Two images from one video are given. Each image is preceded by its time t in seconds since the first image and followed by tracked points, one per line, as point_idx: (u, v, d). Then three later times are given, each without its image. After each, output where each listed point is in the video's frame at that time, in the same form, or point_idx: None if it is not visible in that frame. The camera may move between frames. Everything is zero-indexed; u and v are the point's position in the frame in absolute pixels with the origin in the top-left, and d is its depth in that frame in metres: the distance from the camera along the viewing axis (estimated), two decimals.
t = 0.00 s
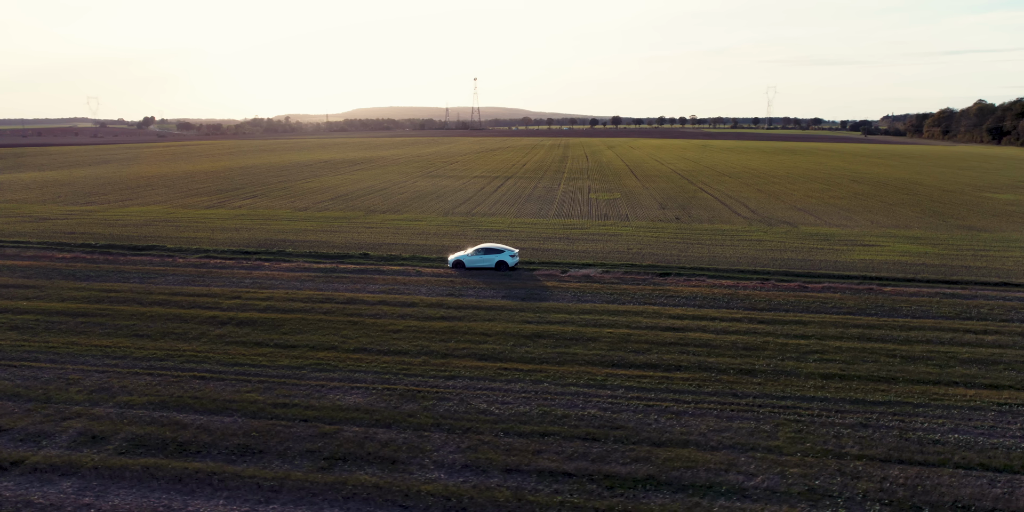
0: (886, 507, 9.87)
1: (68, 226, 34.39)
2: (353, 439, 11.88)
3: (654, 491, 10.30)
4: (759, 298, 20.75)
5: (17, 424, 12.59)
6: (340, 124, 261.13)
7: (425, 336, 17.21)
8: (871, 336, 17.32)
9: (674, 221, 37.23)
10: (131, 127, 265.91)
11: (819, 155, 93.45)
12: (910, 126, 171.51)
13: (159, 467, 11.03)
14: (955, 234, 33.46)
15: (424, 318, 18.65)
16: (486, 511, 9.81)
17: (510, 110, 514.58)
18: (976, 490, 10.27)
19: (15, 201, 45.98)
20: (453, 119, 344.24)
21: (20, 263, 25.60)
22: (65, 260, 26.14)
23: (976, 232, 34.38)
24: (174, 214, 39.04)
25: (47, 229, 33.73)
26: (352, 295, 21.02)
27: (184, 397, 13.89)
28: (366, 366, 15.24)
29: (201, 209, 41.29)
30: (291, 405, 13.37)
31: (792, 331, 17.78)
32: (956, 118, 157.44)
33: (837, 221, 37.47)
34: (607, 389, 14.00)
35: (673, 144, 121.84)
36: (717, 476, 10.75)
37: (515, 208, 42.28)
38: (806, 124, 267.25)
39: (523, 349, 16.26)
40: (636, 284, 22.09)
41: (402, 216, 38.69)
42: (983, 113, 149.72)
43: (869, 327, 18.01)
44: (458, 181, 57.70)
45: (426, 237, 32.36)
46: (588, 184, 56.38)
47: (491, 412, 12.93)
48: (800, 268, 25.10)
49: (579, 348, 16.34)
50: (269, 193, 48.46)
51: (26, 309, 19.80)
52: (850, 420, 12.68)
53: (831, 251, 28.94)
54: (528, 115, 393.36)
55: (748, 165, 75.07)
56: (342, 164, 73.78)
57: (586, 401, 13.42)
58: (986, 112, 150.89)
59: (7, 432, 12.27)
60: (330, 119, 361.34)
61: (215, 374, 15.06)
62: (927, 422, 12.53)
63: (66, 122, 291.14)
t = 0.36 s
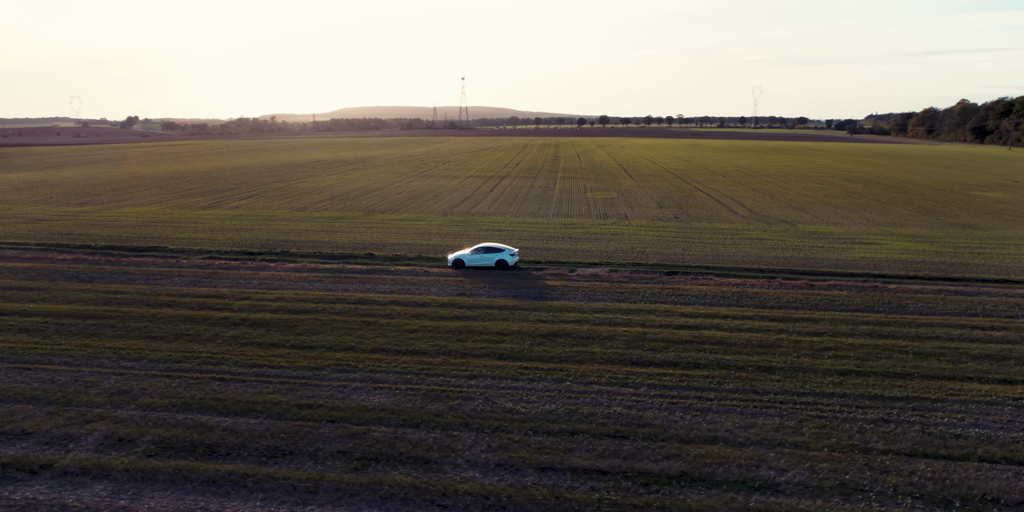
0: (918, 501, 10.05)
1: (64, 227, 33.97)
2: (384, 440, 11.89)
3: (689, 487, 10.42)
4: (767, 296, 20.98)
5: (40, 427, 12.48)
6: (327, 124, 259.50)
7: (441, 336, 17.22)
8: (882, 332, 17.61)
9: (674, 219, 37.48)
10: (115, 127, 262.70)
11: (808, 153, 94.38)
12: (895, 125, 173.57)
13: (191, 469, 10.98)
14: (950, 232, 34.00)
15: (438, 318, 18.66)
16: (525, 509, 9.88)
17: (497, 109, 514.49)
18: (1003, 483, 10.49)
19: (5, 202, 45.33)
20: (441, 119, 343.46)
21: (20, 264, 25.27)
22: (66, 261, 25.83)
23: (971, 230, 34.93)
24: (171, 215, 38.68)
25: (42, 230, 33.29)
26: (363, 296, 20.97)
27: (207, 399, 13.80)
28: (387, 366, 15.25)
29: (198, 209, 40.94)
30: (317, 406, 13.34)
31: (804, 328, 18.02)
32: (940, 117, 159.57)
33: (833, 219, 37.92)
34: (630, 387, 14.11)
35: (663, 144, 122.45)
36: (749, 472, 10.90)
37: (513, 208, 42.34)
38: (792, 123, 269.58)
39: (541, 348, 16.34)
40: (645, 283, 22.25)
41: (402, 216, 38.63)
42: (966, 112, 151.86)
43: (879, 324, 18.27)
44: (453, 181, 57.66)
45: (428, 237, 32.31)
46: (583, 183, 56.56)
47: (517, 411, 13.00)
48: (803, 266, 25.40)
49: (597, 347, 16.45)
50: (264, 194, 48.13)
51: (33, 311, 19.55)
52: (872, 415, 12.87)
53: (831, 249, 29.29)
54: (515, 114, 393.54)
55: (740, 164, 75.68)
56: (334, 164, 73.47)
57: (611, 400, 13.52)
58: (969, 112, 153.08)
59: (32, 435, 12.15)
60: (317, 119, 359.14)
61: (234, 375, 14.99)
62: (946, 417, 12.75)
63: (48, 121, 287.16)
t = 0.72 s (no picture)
0: (948, 494, 10.24)
1: (60, 229, 33.54)
2: (414, 439, 11.89)
3: (723, 483, 10.57)
4: (775, 293, 21.21)
5: (64, 430, 12.37)
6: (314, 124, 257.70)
7: (458, 336, 17.24)
8: (892, 329, 17.86)
9: (672, 218, 37.74)
10: (97, 127, 259.34)
11: (796, 152, 95.36)
12: (879, 124, 175.77)
13: (224, 470, 10.94)
14: (945, 230, 34.52)
15: (452, 318, 18.67)
16: (565, 506, 9.95)
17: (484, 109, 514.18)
18: None
19: None
20: (428, 118, 342.43)
21: (21, 266, 24.95)
22: (67, 263, 25.53)
23: (964, 228, 35.46)
24: (167, 216, 38.31)
25: (38, 232, 32.87)
26: (374, 296, 20.93)
27: (230, 401, 13.72)
28: (407, 366, 15.25)
29: (194, 210, 40.58)
30: (342, 406, 13.33)
31: (815, 325, 18.24)
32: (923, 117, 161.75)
33: (830, 217, 38.38)
34: (652, 385, 14.25)
35: (652, 143, 123.05)
36: (780, 467, 11.05)
37: (512, 207, 42.36)
38: (778, 123, 271.86)
39: (559, 347, 16.45)
40: (653, 282, 22.41)
41: (401, 216, 38.53)
42: (949, 112, 153.99)
43: (888, 320, 18.53)
44: (448, 180, 57.62)
45: (430, 237, 32.26)
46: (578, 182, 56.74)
47: (544, 410, 13.09)
48: (807, 264, 25.69)
49: (614, 345, 16.57)
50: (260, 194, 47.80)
51: (41, 313, 19.32)
52: (892, 411, 13.06)
53: (831, 248, 29.64)
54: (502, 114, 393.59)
55: (731, 162, 76.31)
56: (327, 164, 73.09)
57: (634, 398, 13.64)
58: (952, 111, 155.20)
59: (58, 439, 12.04)
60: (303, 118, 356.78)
61: (255, 377, 14.92)
62: (965, 411, 12.97)
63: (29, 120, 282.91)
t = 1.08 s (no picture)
0: (978, 486, 10.45)
1: (57, 230, 33.13)
2: (446, 439, 11.92)
3: (757, 478, 10.71)
4: (784, 291, 21.45)
5: (91, 433, 12.28)
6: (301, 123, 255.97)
7: (475, 335, 17.28)
8: (902, 325, 18.13)
9: (672, 217, 37.97)
10: (79, 126, 255.73)
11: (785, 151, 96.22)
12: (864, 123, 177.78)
13: (259, 472, 10.90)
14: (940, 228, 35.04)
15: (468, 318, 18.69)
16: (605, 503, 10.03)
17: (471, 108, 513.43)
18: None
19: None
20: (415, 118, 341.42)
21: (22, 268, 24.65)
22: (68, 264, 25.21)
23: (958, 226, 36.03)
24: (164, 216, 37.94)
25: (34, 233, 32.41)
26: (385, 296, 20.89)
27: (254, 402, 13.66)
28: (429, 366, 15.26)
29: (190, 210, 40.20)
30: (369, 406, 13.32)
31: (827, 323, 18.48)
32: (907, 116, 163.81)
33: (826, 215, 38.81)
34: (675, 383, 14.40)
35: (642, 142, 123.60)
36: (811, 462, 11.21)
37: (510, 207, 42.41)
38: (764, 122, 274.13)
39: (578, 346, 16.55)
40: (662, 280, 22.57)
41: (401, 216, 38.43)
42: (932, 111, 156.08)
43: (898, 317, 18.81)
44: (443, 180, 57.54)
45: (433, 237, 32.20)
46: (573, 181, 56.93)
47: (571, 408, 13.17)
48: (810, 262, 25.98)
49: (632, 343, 16.70)
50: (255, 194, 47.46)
51: (49, 315, 19.08)
52: (913, 406, 13.28)
53: (832, 246, 30.00)
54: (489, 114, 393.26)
55: (723, 162, 76.84)
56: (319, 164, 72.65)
57: (659, 396, 13.76)
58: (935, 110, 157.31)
59: (85, 443, 11.93)
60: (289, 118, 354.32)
61: (276, 378, 14.85)
62: (983, 406, 13.22)
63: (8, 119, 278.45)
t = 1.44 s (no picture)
0: (1003, 479, 10.66)
1: (54, 231, 32.75)
2: (476, 438, 11.95)
3: (788, 473, 10.84)
4: (792, 289, 21.69)
5: (116, 436, 12.19)
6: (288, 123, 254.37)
7: (492, 334, 17.31)
8: (911, 322, 18.40)
9: (671, 216, 38.20)
10: (62, 126, 252.94)
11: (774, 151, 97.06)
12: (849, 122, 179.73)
13: (292, 472, 10.88)
14: (935, 226, 35.57)
15: (482, 317, 18.72)
16: (642, 500, 10.12)
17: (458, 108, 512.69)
18: None
19: None
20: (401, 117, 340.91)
21: (24, 270, 24.35)
22: (70, 266, 24.94)
23: (953, 224, 36.54)
24: (161, 217, 37.59)
25: (30, 234, 32.03)
26: (396, 296, 20.86)
27: (278, 403, 13.59)
28: (449, 366, 15.26)
29: (187, 211, 39.86)
30: (395, 406, 13.30)
31: (837, 320, 18.71)
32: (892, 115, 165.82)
33: (822, 214, 39.25)
34: (696, 380, 14.54)
35: (632, 141, 124.16)
36: (839, 457, 11.34)
37: (509, 206, 42.46)
38: (751, 121, 276.20)
39: (595, 344, 16.65)
40: (670, 279, 22.73)
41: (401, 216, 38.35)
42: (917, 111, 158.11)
43: (906, 314, 19.09)
44: (438, 180, 57.50)
45: (435, 237, 32.18)
46: (569, 181, 57.10)
47: (596, 406, 13.26)
48: (813, 260, 26.28)
49: (649, 342, 16.83)
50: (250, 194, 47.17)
51: (58, 318, 18.89)
52: (931, 401, 13.49)
53: (832, 244, 30.36)
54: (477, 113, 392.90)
55: (714, 161, 77.38)
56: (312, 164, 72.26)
57: (681, 394, 13.88)
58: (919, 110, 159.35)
59: (111, 446, 11.84)
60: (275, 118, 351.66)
61: (296, 378, 14.77)
62: (1000, 401, 13.47)
63: None
